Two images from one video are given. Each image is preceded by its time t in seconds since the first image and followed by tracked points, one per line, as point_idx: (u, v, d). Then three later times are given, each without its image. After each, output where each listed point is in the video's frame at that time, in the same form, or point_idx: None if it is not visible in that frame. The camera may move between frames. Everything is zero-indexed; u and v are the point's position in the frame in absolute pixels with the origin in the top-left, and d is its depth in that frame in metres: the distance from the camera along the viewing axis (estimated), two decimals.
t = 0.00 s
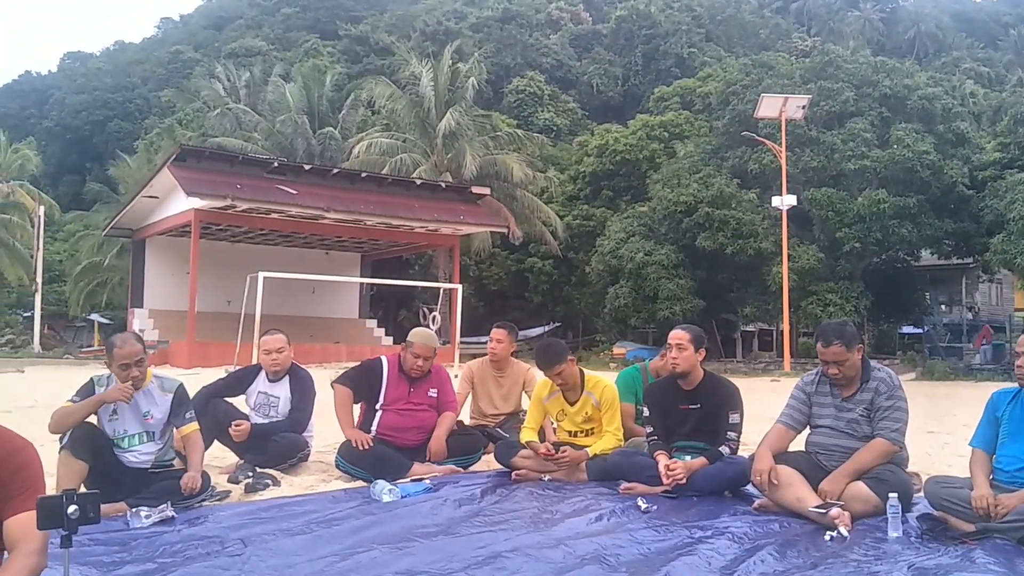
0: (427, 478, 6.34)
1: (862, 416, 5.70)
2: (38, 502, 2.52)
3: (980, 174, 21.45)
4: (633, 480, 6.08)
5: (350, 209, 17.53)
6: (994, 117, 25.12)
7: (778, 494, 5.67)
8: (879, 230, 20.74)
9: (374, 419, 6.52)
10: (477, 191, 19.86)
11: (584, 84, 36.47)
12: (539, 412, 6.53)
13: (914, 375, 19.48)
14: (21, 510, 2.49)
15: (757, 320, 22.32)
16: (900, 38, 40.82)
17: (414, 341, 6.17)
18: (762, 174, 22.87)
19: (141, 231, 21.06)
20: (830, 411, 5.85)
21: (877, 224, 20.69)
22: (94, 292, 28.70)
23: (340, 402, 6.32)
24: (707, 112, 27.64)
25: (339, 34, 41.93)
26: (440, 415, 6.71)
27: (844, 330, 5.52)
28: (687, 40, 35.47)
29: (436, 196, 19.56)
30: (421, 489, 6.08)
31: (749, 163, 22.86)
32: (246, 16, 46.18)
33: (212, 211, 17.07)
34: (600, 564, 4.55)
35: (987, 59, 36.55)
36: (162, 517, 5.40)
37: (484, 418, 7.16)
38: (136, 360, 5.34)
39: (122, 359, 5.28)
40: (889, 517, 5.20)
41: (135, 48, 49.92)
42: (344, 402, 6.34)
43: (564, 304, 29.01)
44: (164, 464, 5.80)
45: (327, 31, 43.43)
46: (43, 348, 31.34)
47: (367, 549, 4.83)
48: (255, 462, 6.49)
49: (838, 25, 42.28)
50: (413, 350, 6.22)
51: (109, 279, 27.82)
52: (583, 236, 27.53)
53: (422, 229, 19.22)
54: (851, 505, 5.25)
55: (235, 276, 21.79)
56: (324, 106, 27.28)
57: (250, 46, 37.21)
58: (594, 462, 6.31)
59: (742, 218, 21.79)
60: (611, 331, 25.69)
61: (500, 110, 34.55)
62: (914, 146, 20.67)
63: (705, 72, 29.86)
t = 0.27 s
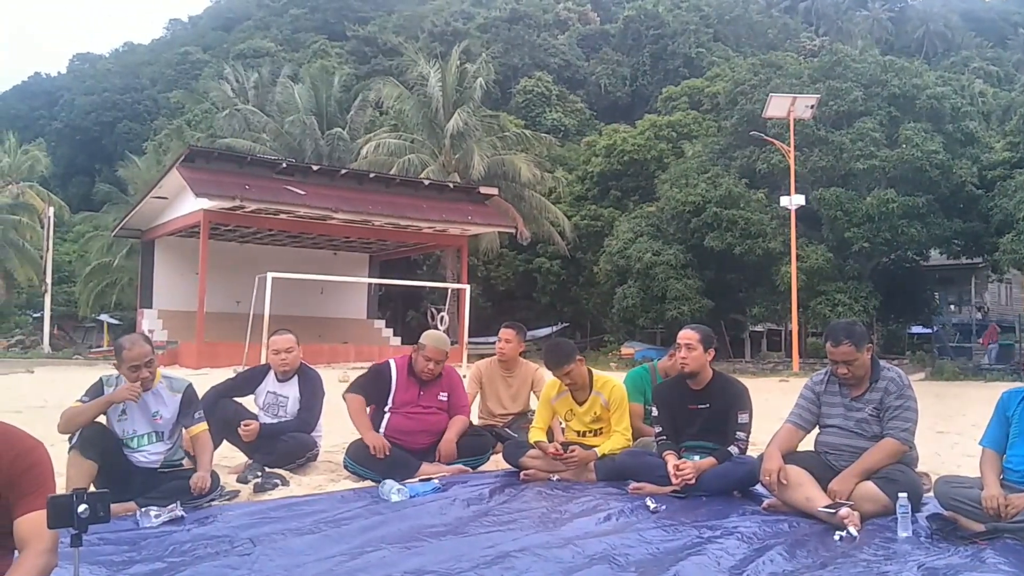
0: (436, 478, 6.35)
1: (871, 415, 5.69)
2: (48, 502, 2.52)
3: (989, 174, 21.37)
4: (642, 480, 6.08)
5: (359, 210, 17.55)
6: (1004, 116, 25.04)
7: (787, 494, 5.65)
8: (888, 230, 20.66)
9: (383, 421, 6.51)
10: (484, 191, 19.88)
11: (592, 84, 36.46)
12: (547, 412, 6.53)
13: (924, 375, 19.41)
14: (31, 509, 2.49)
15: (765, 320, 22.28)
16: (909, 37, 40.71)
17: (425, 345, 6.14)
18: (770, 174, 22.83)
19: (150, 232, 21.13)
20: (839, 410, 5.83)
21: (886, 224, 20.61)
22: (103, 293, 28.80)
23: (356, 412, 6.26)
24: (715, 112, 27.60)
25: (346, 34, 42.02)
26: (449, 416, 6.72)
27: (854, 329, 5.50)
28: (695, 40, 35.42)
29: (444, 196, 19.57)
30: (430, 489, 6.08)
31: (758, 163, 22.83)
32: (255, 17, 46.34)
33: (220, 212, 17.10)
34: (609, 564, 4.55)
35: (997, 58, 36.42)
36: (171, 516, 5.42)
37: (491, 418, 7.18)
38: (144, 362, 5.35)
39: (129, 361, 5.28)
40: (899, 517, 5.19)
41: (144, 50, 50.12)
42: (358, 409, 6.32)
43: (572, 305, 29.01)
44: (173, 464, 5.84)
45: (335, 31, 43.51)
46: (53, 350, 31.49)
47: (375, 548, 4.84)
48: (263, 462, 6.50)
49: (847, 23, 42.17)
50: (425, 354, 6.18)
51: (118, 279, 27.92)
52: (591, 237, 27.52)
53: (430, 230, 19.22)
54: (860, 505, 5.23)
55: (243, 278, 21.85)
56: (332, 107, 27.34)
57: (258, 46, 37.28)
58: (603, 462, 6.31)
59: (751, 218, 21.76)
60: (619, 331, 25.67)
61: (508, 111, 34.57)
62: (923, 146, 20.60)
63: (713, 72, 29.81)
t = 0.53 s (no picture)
0: (442, 477, 6.35)
1: (877, 414, 5.68)
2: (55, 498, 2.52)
3: (995, 173, 21.31)
4: (647, 478, 6.07)
5: (366, 210, 17.57)
6: (1010, 116, 25.00)
7: (793, 493, 5.65)
8: (894, 230, 20.62)
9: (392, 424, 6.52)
10: (490, 192, 19.89)
11: (598, 84, 36.46)
12: (553, 412, 6.53)
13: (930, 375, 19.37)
14: (40, 506, 2.49)
15: (771, 320, 22.24)
16: (916, 37, 40.65)
17: (431, 349, 6.13)
18: (776, 174, 22.79)
19: (156, 232, 21.18)
20: (845, 409, 5.82)
21: (892, 224, 20.56)
22: (110, 293, 28.88)
23: (385, 431, 6.30)
24: (721, 111, 27.57)
25: (352, 35, 42.09)
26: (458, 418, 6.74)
27: (861, 328, 5.49)
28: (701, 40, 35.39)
29: (450, 196, 19.59)
30: (436, 488, 6.08)
31: (763, 163, 22.81)
32: (260, 18, 46.42)
33: (226, 212, 17.12)
34: (615, 562, 4.55)
35: (1003, 57, 36.35)
36: (178, 515, 5.42)
37: (498, 417, 7.19)
38: (151, 361, 5.36)
39: (136, 359, 5.30)
40: (905, 516, 5.18)
41: (150, 51, 50.24)
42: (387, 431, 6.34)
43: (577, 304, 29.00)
44: (179, 463, 5.83)
45: (340, 32, 43.58)
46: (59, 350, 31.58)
47: (381, 546, 4.85)
48: (270, 460, 6.51)
49: (854, 23, 42.12)
50: (432, 359, 6.18)
51: (124, 279, 28.00)
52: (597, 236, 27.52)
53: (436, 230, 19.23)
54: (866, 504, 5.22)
55: (249, 277, 21.89)
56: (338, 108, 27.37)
57: (264, 48, 37.36)
58: (608, 461, 6.31)
59: (757, 218, 21.73)
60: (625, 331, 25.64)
61: (514, 111, 34.59)
62: (930, 145, 20.56)
63: (718, 71, 29.78)
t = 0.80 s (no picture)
0: (449, 476, 6.35)
1: (884, 412, 5.67)
2: (63, 495, 2.53)
3: (1000, 173, 21.27)
4: (653, 477, 6.07)
5: (370, 211, 17.58)
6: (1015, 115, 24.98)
7: (800, 491, 5.64)
8: (898, 229, 20.58)
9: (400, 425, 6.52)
10: (494, 192, 19.89)
11: (602, 84, 36.48)
12: (558, 411, 6.52)
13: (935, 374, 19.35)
14: (49, 503, 2.50)
15: (775, 319, 22.22)
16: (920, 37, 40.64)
17: (440, 353, 6.13)
18: (780, 174, 22.77)
19: (161, 232, 21.20)
20: (852, 407, 5.82)
21: (896, 224, 20.52)
22: (114, 293, 28.91)
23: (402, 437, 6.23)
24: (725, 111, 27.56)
25: (356, 36, 42.15)
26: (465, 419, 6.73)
27: (867, 326, 5.47)
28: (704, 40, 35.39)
29: (454, 197, 19.61)
30: (442, 486, 6.08)
31: (768, 163, 22.80)
32: (265, 18, 46.49)
33: (231, 212, 17.14)
34: (622, 560, 4.55)
35: (1007, 57, 36.33)
36: (185, 513, 5.42)
37: (503, 416, 7.19)
38: (158, 359, 5.38)
39: (143, 358, 5.32)
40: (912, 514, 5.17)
41: (155, 52, 50.31)
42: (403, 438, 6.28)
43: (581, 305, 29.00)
44: (186, 462, 5.84)
45: (344, 32, 43.64)
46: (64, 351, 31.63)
47: (388, 544, 4.84)
48: (276, 459, 6.52)
49: (858, 23, 42.12)
50: (440, 362, 6.18)
51: (128, 279, 28.03)
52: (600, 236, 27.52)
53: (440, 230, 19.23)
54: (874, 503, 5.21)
55: (253, 277, 21.91)
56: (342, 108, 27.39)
57: (268, 48, 37.41)
58: (614, 459, 6.31)
59: (761, 218, 21.71)
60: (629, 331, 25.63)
61: (518, 111, 34.62)
62: (934, 145, 20.55)
63: (722, 71, 29.77)
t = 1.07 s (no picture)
0: (452, 474, 6.35)
1: (887, 412, 5.67)
2: (70, 494, 2.54)
3: (1002, 173, 21.25)
4: (656, 476, 6.07)
5: (371, 211, 17.59)
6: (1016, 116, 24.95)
7: (804, 490, 5.64)
8: (900, 230, 20.57)
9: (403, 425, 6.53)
10: (495, 192, 19.89)
11: (604, 84, 36.46)
12: (562, 410, 6.53)
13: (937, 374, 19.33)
14: (54, 502, 2.50)
15: (777, 320, 22.21)
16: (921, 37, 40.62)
17: (446, 354, 6.14)
18: (782, 174, 22.75)
19: (162, 232, 21.20)
20: (855, 407, 5.82)
21: (898, 224, 20.51)
22: (116, 293, 28.88)
23: (401, 438, 6.24)
24: (727, 111, 27.55)
25: (358, 36, 42.12)
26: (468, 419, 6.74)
27: (870, 326, 5.48)
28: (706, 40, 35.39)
29: (455, 197, 19.61)
30: (446, 485, 6.08)
31: (770, 163, 22.79)
32: (266, 19, 46.45)
33: (232, 212, 17.14)
34: (626, 559, 4.55)
35: (1009, 57, 36.31)
36: (188, 512, 5.41)
37: (506, 416, 7.19)
38: (162, 359, 5.39)
39: (147, 358, 5.33)
40: (916, 514, 5.17)
41: (157, 52, 50.28)
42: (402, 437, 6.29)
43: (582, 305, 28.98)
44: (190, 461, 5.84)
45: (346, 33, 43.61)
46: (66, 351, 31.62)
47: (392, 543, 4.85)
48: (279, 459, 6.52)
49: (859, 23, 42.12)
50: (446, 364, 6.20)
51: (130, 280, 28.01)
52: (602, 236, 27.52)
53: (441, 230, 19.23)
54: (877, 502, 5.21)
55: (255, 278, 21.91)
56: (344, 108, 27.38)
57: (270, 49, 37.39)
58: (618, 459, 6.32)
59: (763, 218, 21.71)
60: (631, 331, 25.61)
61: (519, 111, 34.61)
62: (936, 145, 20.54)
63: (724, 71, 29.77)
